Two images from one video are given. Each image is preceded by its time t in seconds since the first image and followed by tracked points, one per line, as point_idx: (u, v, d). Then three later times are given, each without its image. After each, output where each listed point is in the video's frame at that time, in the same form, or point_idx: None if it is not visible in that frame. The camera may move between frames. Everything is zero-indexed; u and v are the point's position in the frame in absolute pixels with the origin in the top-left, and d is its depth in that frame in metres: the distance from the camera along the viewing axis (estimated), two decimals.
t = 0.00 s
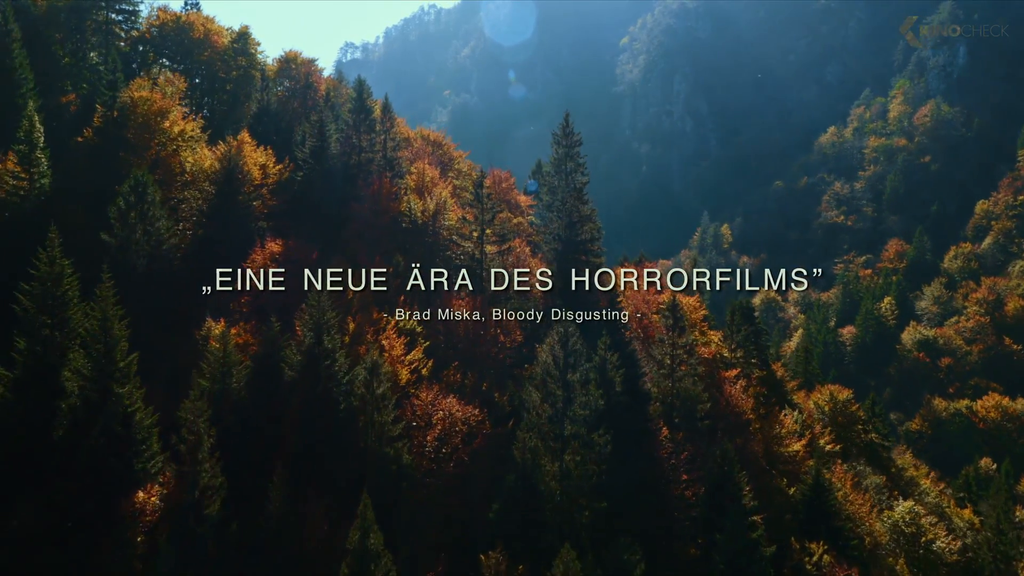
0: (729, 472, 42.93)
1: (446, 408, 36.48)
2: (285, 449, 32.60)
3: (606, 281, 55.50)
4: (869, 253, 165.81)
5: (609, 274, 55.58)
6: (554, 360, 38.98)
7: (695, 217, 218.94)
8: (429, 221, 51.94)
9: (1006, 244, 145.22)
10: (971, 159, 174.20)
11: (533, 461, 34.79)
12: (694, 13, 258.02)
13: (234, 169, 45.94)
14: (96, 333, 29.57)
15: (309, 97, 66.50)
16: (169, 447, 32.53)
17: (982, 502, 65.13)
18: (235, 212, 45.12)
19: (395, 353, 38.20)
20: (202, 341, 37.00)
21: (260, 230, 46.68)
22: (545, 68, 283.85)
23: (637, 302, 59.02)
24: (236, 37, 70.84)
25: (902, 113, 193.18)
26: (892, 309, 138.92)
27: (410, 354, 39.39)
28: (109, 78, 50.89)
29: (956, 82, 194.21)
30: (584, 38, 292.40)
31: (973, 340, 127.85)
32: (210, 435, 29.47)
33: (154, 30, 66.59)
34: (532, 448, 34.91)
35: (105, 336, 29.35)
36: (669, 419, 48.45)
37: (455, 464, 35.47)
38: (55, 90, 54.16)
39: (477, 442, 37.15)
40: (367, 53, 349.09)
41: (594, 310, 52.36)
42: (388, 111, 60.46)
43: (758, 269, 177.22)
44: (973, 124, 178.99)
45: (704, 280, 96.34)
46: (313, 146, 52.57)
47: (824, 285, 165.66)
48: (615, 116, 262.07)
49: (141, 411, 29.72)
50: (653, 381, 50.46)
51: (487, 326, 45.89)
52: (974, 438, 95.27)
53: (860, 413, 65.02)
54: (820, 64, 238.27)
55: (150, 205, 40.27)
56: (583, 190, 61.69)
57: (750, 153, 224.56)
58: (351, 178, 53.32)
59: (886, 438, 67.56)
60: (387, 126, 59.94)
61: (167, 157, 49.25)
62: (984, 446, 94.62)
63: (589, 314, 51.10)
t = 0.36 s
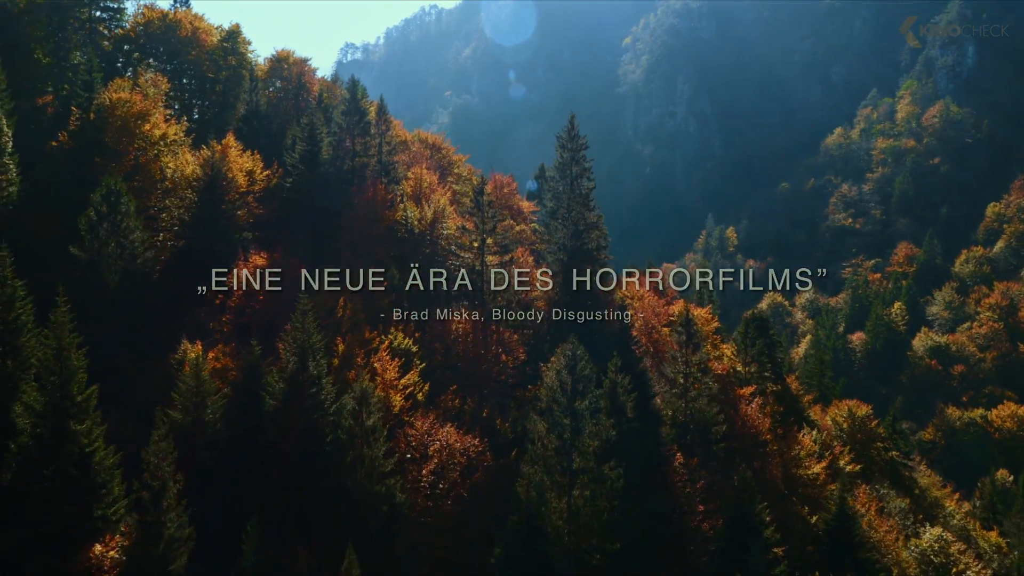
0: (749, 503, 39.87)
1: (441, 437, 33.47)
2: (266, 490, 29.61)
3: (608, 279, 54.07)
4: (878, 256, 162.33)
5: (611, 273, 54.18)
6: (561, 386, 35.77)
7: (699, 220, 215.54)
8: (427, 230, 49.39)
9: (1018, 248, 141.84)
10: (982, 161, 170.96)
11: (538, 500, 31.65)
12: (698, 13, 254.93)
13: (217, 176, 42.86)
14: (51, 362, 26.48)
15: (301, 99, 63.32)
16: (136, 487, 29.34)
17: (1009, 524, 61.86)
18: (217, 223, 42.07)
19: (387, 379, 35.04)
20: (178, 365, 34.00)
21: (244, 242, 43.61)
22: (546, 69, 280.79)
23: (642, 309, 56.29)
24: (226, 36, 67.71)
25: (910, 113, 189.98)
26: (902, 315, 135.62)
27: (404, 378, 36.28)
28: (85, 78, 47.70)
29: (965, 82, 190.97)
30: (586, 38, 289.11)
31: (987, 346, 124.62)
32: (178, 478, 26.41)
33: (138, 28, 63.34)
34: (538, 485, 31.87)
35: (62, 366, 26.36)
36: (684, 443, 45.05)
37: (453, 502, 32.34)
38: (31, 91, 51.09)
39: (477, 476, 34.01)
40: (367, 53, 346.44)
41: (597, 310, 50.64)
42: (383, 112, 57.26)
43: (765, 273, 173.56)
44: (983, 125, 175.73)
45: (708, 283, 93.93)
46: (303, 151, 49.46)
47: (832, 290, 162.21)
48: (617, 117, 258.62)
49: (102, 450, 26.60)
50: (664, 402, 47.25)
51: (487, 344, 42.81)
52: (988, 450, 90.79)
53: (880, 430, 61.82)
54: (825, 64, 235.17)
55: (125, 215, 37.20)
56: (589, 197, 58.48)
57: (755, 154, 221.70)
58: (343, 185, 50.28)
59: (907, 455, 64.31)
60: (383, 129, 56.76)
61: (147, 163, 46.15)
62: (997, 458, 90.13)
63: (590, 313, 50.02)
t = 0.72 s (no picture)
0: (774, 540, 36.62)
1: (438, 474, 30.30)
2: (240, 539, 26.47)
3: (610, 281, 51.31)
4: (887, 260, 159.02)
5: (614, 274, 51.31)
6: (569, 417, 32.37)
7: (704, 222, 212.37)
8: (425, 239, 46.02)
9: None
10: (992, 162, 167.60)
11: (545, 546, 28.55)
12: (701, 12, 251.81)
13: (196, 185, 39.78)
14: None
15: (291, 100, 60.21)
16: (94, 536, 26.15)
17: None
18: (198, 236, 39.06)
19: (379, 407, 32.08)
20: (149, 394, 30.92)
21: (226, 254, 40.52)
22: (548, 69, 278.00)
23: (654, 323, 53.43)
24: (214, 34, 64.67)
25: (918, 114, 186.58)
26: (914, 319, 132.27)
27: (398, 406, 33.28)
28: (58, 78, 44.45)
29: (974, 82, 187.60)
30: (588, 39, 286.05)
31: (1001, 352, 121.32)
32: (137, 533, 23.25)
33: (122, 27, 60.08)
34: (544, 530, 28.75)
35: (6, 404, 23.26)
36: (700, 470, 41.91)
37: (451, 547, 29.19)
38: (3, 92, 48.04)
39: (477, 516, 30.93)
40: (367, 53, 343.19)
41: (601, 315, 47.75)
42: (376, 113, 54.03)
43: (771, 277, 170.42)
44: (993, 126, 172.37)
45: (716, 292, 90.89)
46: (291, 156, 46.42)
47: (841, 294, 158.93)
48: (619, 118, 255.37)
49: (52, 500, 23.48)
50: (679, 424, 44.16)
51: (488, 365, 39.70)
52: (1004, 458, 85.84)
53: (903, 449, 58.72)
54: (830, 64, 232.08)
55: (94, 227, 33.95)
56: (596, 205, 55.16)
57: (759, 156, 218.73)
58: (334, 193, 47.26)
59: (930, 474, 61.17)
60: (376, 132, 53.52)
61: (124, 169, 43.10)
62: (1016, 469, 86.02)
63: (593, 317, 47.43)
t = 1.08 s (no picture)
0: None
1: (432, 520, 26.79)
2: None
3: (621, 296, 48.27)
4: (895, 263, 155.61)
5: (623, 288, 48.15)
6: (579, 457, 29.03)
7: (708, 224, 208.63)
8: (420, 251, 42.00)
9: None
10: (1002, 163, 164.27)
11: None
12: (704, 11, 248.85)
13: (171, 193, 36.52)
14: None
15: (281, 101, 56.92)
16: None
17: None
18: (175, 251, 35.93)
19: (368, 441, 28.89)
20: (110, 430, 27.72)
21: (203, 269, 37.16)
22: (549, 69, 274.95)
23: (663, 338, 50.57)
24: (200, 32, 61.37)
25: (926, 114, 183.26)
26: (924, 324, 128.94)
27: (389, 440, 30.13)
28: (24, 77, 41.04)
29: (983, 82, 184.38)
30: (590, 38, 282.87)
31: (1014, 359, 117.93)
32: None
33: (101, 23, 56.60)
34: None
35: None
36: (717, 502, 38.70)
37: None
38: None
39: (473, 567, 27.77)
40: (366, 53, 339.92)
41: (609, 332, 44.63)
42: (369, 115, 50.82)
43: (777, 282, 167.03)
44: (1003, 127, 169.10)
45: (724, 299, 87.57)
46: (276, 162, 43.27)
47: (848, 298, 155.53)
48: (621, 119, 252.05)
49: None
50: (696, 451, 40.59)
51: (489, 389, 36.48)
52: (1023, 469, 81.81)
53: (926, 470, 55.61)
54: (835, 63, 228.95)
55: (57, 240, 30.49)
56: (603, 212, 51.92)
57: (763, 156, 215.63)
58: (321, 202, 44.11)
59: (955, 495, 57.99)
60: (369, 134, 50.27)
61: (96, 175, 39.90)
62: None
63: (603, 335, 44.20)
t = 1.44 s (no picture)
0: None
1: None
2: None
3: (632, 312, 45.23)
4: (903, 268, 152.04)
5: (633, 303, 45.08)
6: (591, 505, 26.14)
7: (711, 226, 205.04)
8: (416, 264, 38.86)
9: None
10: (1012, 165, 160.92)
11: None
12: (707, 11, 245.89)
13: (143, 203, 33.15)
14: None
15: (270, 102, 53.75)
16: None
17: None
18: (147, 268, 32.59)
19: (355, 485, 25.67)
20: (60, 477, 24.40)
21: (178, 287, 33.79)
22: (550, 69, 272.01)
23: (676, 353, 47.55)
24: (184, 29, 58.28)
25: (933, 115, 180.13)
26: (934, 330, 125.15)
27: (379, 484, 26.93)
28: None
29: (992, 82, 181.13)
30: (591, 37, 279.82)
31: None
32: None
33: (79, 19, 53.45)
34: None
35: None
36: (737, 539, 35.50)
37: None
38: None
39: None
40: (365, 52, 336.84)
41: (618, 352, 41.56)
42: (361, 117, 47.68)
43: (783, 287, 163.52)
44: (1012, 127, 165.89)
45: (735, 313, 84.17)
46: (261, 169, 40.10)
47: (856, 303, 151.99)
48: (623, 119, 248.77)
49: None
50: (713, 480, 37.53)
51: (490, 419, 33.31)
52: None
53: (953, 495, 52.43)
54: (840, 63, 225.96)
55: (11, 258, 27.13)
56: (611, 221, 48.71)
57: (767, 157, 212.70)
58: (309, 213, 40.93)
59: (985, 521, 54.61)
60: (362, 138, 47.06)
61: (65, 182, 36.53)
62: None
63: (611, 355, 41.16)
